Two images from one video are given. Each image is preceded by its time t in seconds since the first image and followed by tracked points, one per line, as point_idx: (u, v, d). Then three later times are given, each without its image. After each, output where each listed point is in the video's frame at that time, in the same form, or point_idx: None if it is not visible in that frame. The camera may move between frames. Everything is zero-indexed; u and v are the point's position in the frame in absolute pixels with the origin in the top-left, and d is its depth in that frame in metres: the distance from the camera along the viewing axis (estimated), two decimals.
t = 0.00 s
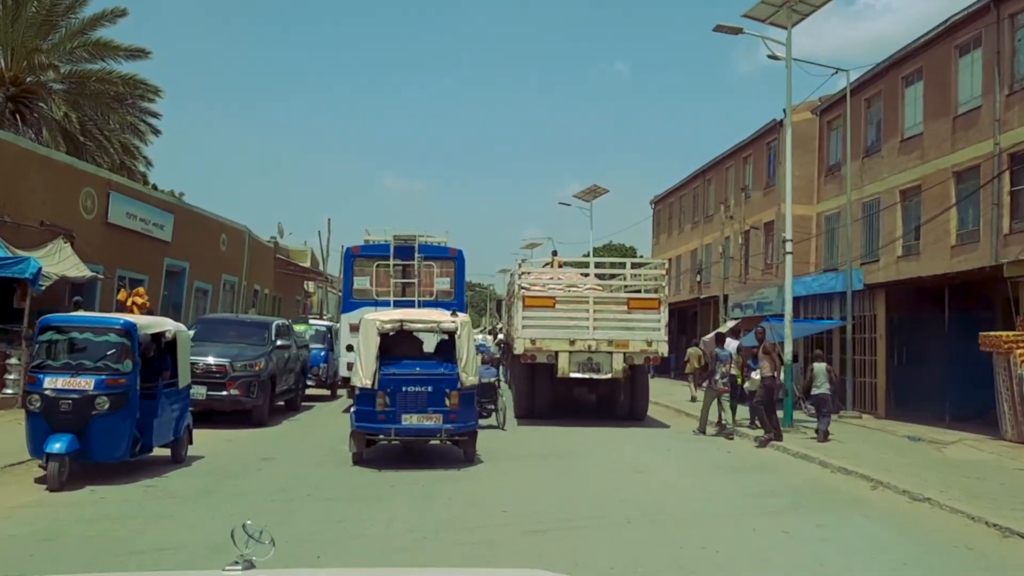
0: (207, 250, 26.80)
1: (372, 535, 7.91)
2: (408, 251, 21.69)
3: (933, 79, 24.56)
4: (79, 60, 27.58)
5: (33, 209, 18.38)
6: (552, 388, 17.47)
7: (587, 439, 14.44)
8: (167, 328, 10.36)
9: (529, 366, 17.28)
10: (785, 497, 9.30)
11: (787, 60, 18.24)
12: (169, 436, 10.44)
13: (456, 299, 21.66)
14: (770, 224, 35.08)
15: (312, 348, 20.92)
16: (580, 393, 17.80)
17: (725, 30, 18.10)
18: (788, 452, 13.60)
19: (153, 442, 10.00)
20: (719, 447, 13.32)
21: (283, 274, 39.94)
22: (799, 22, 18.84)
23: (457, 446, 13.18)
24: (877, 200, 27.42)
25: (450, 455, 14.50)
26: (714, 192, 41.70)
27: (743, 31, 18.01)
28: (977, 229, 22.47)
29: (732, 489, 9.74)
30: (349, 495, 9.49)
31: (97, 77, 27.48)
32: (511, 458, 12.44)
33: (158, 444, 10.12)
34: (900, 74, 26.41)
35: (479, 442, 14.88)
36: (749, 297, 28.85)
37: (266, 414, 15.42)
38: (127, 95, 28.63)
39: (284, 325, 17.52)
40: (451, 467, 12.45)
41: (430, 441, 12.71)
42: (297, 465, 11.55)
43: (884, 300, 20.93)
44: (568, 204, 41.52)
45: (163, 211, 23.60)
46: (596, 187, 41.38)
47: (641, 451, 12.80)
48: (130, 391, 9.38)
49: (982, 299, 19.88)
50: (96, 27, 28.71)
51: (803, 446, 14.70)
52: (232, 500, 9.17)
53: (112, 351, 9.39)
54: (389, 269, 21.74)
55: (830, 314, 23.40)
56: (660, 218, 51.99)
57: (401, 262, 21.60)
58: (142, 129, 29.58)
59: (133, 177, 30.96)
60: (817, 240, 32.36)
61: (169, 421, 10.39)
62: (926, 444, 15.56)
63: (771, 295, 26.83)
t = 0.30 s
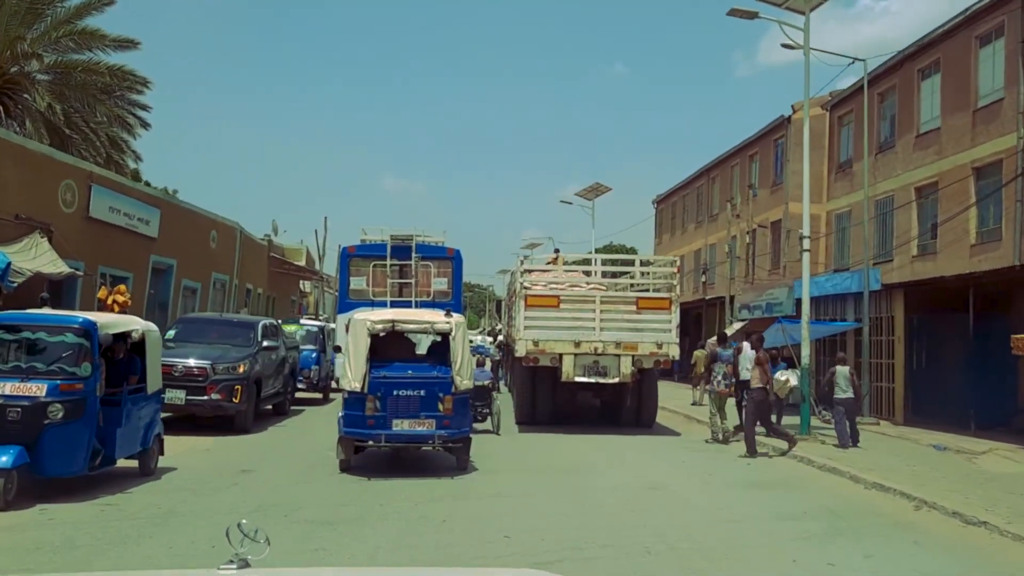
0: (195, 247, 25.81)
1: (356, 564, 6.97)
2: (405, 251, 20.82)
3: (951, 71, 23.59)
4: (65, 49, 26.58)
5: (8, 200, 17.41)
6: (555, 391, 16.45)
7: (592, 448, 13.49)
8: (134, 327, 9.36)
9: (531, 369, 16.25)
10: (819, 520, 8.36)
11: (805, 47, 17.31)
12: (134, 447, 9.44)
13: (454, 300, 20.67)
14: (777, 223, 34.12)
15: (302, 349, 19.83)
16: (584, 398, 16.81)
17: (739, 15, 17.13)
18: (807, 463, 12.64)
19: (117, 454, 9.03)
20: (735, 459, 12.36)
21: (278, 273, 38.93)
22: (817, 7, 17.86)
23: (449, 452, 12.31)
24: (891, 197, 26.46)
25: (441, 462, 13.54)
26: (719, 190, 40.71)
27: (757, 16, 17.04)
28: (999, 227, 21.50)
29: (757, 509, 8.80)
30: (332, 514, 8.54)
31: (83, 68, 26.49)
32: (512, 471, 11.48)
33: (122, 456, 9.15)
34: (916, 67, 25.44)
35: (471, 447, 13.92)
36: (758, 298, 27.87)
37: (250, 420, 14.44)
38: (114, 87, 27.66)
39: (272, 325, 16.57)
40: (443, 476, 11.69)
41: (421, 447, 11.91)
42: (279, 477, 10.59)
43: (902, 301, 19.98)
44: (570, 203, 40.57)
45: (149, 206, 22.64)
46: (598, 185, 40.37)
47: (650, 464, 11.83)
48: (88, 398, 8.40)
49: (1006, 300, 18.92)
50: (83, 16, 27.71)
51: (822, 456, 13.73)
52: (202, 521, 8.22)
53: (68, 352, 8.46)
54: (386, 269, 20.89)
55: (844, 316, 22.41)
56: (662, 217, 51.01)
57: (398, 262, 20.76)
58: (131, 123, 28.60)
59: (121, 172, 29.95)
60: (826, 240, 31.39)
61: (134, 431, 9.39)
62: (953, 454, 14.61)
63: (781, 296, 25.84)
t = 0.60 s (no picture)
0: (185, 245, 24.91)
1: None
2: (404, 252, 20.05)
3: (969, 65, 22.71)
4: (52, 40, 25.69)
5: None
6: (558, 395, 15.58)
7: (598, 459, 12.64)
8: (97, 327, 8.46)
9: (533, 372, 15.39)
10: (857, 545, 7.53)
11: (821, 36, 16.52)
12: (98, 459, 8.52)
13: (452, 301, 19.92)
14: (784, 222, 33.24)
15: (293, 351, 18.94)
16: (588, 402, 15.94)
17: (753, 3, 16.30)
18: (827, 475, 11.79)
19: (78, 467, 8.12)
20: (753, 471, 11.51)
21: (272, 273, 38.05)
22: None
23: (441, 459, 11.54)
24: (905, 195, 25.57)
25: (432, 468, 12.69)
26: (724, 190, 39.88)
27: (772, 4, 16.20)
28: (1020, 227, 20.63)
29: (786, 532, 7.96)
30: (314, 537, 7.69)
31: (71, 59, 25.60)
32: (512, 485, 10.62)
33: (84, 469, 8.24)
34: (931, 61, 24.55)
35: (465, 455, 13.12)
36: (766, 299, 26.98)
37: (235, 426, 13.53)
38: (103, 79, 26.77)
39: (260, 325, 15.64)
40: (436, 484, 10.95)
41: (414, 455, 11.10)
42: (259, 491, 9.73)
43: (921, 303, 19.12)
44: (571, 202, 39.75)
45: (135, 201, 21.76)
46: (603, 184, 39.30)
47: (661, 477, 10.97)
48: (40, 405, 7.50)
49: None
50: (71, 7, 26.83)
51: (843, 465, 12.87)
52: (168, 546, 7.36)
53: (19, 354, 7.62)
54: (384, 270, 20.06)
55: (858, 318, 21.52)
56: (665, 218, 50.16)
57: (395, 263, 19.96)
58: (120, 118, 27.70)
59: (110, 167, 29.06)
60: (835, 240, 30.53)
61: (98, 441, 8.47)
62: (980, 465, 13.78)
63: (790, 297, 24.96)
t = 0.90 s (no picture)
0: (174, 242, 24.04)
1: None
2: (402, 253, 19.86)
3: (987, 58, 21.90)
4: (39, 30, 24.88)
5: None
6: (561, 400, 14.74)
7: (604, 469, 11.84)
8: (56, 325, 7.59)
9: (534, 376, 14.56)
10: (903, 572, 6.71)
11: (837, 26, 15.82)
12: (57, 471, 7.63)
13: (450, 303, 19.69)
14: (792, 223, 32.41)
15: (283, 352, 18.10)
16: (592, 407, 15.10)
17: None
18: (852, 489, 10.96)
19: (30, 481, 7.23)
20: (771, 484, 10.71)
21: (267, 272, 37.18)
22: None
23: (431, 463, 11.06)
24: (919, 193, 24.72)
25: (423, 474, 12.13)
26: (728, 190, 39.12)
27: None
28: None
29: (818, 556, 7.15)
30: (292, 560, 6.86)
31: (57, 49, 24.80)
32: (512, 499, 9.80)
33: (37, 482, 7.36)
34: (946, 55, 23.71)
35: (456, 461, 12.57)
36: (775, 301, 26.13)
37: (217, 432, 12.70)
38: (92, 71, 25.99)
39: (248, 324, 14.80)
40: (426, 490, 10.51)
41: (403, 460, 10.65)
42: (236, 506, 8.91)
43: (941, 305, 18.30)
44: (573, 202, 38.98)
45: (122, 195, 20.95)
46: (605, 182, 38.38)
47: (673, 493, 10.15)
48: None
49: None
50: None
51: (865, 476, 12.06)
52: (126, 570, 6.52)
53: None
54: (382, 271, 19.89)
55: (873, 320, 20.68)
56: (667, 220, 49.38)
57: (394, 264, 19.81)
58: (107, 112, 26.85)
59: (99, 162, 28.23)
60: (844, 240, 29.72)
61: (56, 451, 7.58)
62: (1011, 476, 12.98)
63: (800, 300, 24.12)
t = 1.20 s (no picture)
0: (164, 240, 23.21)
1: None
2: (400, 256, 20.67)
3: (1006, 54, 21.13)
4: (26, 21, 24.06)
5: None
6: (566, 408, 13.95)
7: (612, 482, 11.10)
8: (6, 326, 6.78)
9: (537, 382, 13.77)
10: None
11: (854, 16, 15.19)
12: (8, 488, 6.80)
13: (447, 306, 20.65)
14: (800, 223, 31.64)
15: (274, 355, 17.33)
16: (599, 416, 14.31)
17: None
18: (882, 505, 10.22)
19: None
20: (794, 502, 10.00)
21: (261, 272, 36.34)
22: None
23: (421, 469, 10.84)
24: (934, 193, 23.91)
25: (415, 482, 11.55)
26: (733, 191, 38.37)
27: None
28: None
29: None
30: None
31: (44, 40, 23.97)
32: (517, 519, 9.08)
33: None
34: (964, 50, 22.90)
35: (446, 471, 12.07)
36: (784, 303, 25.32)
37: (200, 439, 11.85)
38: (81, 64, 25.11)
39: (236, 323, 13.92)
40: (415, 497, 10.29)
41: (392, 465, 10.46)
42: (213, 527, 8.15)
43: (962, 308, 17.55)
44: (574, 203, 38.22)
45: (108, 191, 20.13)
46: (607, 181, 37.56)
47: (688, 516, 9.41)
48: None
49: None
50: None
51: (890, 489, 11.33)
52: None
53: None
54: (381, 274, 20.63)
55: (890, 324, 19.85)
56: (670, 221, 48.61)
57: (394, 268, 20.45)
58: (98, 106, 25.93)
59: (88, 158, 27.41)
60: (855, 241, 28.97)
61: (7, 466, 6.77)
62: None
63: (811, 302, 23.32)
